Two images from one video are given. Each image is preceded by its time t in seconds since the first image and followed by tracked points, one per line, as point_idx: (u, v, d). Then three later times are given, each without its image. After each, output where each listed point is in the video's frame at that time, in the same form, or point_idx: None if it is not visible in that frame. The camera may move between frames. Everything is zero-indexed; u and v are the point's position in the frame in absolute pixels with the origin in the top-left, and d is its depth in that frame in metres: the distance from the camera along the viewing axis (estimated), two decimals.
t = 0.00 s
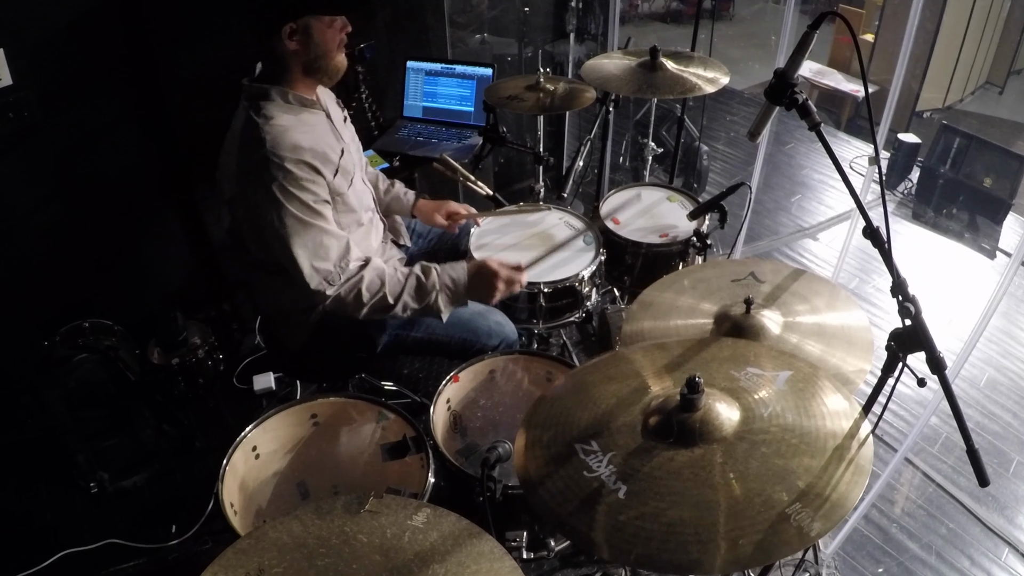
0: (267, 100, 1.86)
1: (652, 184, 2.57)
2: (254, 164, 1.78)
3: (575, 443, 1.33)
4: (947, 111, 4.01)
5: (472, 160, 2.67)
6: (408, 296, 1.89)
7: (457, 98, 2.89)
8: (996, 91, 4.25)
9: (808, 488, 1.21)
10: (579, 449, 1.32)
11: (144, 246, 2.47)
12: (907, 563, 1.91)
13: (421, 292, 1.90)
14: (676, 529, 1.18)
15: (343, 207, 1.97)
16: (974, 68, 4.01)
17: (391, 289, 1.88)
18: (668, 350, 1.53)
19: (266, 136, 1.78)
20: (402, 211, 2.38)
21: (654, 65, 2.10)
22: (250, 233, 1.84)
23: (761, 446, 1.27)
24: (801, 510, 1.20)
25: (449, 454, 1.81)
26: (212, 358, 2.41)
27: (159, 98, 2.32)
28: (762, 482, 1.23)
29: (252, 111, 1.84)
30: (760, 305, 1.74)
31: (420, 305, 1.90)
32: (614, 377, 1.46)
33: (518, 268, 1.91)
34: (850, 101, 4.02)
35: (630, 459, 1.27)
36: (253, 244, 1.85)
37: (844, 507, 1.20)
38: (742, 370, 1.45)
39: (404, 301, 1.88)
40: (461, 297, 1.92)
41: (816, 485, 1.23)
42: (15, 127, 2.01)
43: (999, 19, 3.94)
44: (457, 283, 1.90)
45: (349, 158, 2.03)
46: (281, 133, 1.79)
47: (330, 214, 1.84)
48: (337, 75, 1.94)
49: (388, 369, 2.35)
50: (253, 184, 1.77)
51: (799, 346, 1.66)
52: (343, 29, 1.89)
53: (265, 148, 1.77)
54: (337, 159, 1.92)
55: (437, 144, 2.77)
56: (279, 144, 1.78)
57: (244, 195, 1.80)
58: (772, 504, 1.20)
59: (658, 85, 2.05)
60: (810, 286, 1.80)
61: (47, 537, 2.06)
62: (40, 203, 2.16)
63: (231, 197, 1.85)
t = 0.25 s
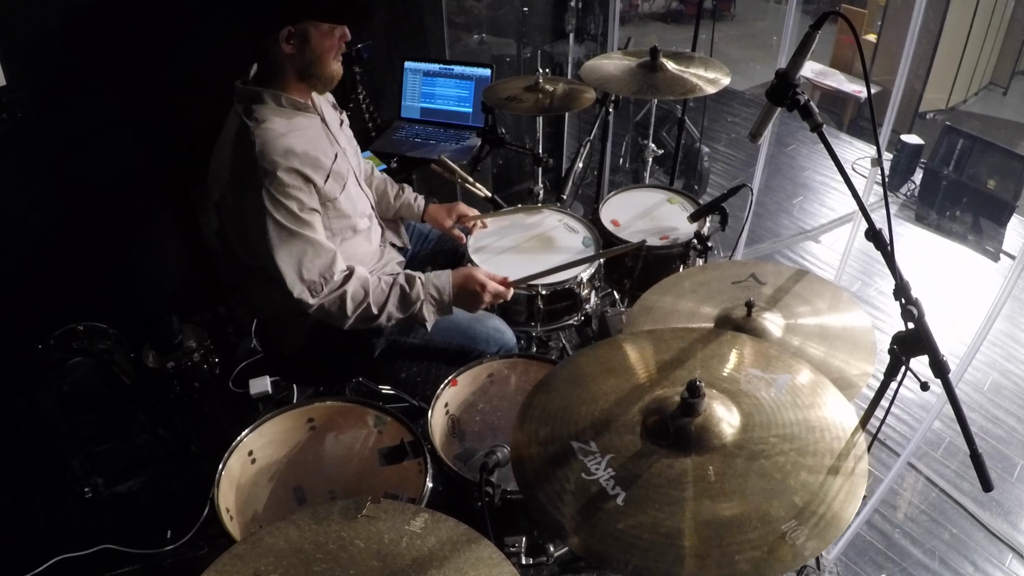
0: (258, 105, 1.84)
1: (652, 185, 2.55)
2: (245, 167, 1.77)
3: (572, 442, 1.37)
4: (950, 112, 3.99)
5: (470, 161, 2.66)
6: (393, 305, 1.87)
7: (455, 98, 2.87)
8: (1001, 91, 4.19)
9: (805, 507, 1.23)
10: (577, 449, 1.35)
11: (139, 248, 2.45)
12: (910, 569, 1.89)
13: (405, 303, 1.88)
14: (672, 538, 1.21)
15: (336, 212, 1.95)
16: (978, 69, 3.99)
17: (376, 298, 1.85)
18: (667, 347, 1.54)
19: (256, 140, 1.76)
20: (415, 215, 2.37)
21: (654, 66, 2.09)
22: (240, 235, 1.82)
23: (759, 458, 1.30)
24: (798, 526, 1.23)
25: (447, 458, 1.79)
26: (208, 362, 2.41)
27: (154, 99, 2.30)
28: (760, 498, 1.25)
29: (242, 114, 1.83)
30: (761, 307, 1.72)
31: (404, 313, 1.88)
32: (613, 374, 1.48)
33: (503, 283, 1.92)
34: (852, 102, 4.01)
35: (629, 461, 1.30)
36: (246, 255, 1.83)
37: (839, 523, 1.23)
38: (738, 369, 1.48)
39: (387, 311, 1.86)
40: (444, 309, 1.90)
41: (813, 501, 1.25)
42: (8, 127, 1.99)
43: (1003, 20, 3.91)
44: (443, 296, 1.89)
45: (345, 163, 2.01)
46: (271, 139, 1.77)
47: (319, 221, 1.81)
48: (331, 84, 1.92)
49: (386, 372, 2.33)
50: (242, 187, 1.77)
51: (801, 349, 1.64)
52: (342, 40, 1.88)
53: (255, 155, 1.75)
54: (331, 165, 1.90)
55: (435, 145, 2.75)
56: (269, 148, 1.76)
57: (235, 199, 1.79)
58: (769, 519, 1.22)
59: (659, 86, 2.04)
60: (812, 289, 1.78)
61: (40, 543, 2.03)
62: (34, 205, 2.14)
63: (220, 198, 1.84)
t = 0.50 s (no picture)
0: (252, 115, 1.81)
1: (652, 188, 2.52)
2: (238, 180, 1.74)
3: (572, 450, 1.35)
4: (955, 113, 3.98)
5: (468, 163, 2.64)
6: (387, 316, 1.83)
7: (452, 99, 2.84)
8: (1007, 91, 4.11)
9: (810, 508, 1.22)
10: (577, 457, 1.34)
11: (134, 251, 2.42)
12: None
13: (399, 312, 1.84)
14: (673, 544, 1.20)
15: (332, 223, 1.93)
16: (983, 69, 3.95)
17: (370, 310, 1.82)
18: (669, 355, 1.54)
19: (249, 155, 1.74)
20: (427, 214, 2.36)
21: (654, 67, 2.07)
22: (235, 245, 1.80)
23: (762, 461, 1.29)
24: (803, 529, 1.22)
25: (445, 464, 1.76)
26: (203, 366, 2.38)
27: (148, 100, 2.28)
28: (762, 503, 1.23)
29: (236, 126, 1.80)
30: (763, 311, 1.70)
31: (400, 323, 1.84)
32: (613, 380, 1.47)
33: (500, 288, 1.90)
34: (855, 103, 3.99)
35: (629, 468, 1.29)
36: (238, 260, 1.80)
37: (846, 526, 1.23)
38: (740, 375, 1.47)
39: (382, 323, 1.82)
40: (441, 317, 1.86)
41: (816, 504, 1.24)
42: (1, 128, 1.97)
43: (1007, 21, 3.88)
44: (438, 304, 1.85)
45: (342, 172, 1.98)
46: (265, 152, 1.75)
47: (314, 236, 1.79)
48: (327, 94, 1.89)
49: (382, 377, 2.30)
50: (236, 199, 1.75)
51: (803, 354, 1.62)
52: (340, 51, 1.85)
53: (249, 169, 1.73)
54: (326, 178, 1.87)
55: (432, 147, 2.73)
56: (263, 162, 1.74)
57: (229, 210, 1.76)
58: (773, 523, 1.21)
59: (659, 87, 2.02)
60: (814, 292, 1.76)
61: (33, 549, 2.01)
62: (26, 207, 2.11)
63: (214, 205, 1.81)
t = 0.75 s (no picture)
0: (230, 135, 1.78)
1: (653, 191, 2.49)
2: (220, 200, 1.73)
3: (572, 458, 1.33)
4: (960, 114, 3.98)
5: (465, 166, 2.61)
6: (385, 337, 1.81)
7: (450, 101, 2.83)
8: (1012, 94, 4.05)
9: (814, 512, 1.19)
10: (577, 465, 1.31)
11: (126, 255, 2.39)
12: None
13: (397, 333, 1.82)
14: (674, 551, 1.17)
15: (322, 236, 1.91)
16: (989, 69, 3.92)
17: (367, 331, 1.80)
18: (671, 364, 1.51)
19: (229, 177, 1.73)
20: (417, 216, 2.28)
21: (654, 68, 2.05)
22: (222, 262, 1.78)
23: (765, 467, 1.27)
24: (808, 533, 1.19)
25: (442, 471, 1.73)
26: (196, 372, 2.36)
27: (139, 102, 2.25)
28: (766, 507, 1.21)
29: (216, 147, 1.78)
30: (765, 317, 1.68)
31: (397, 345, 1.82)
32: (612, 392, 1.44)
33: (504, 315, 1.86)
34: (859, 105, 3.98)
35: (629, 473, 1.27)
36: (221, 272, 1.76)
37: (850, 530, 1.19)
38: (749, 386, 1.44)
39: (380, 344, 1.81)
40: (439, 339, 1.84)
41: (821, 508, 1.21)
42: None
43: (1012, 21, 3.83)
44: (437, 326, 1.82)
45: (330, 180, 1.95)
46: (246, 171, 1.74)
47: (301, 254, 1.77)
48: (308, 104, 1.83)
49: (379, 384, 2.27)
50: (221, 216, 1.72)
51: (806, 360, 1.59)
52: (318, 60, 1.77)
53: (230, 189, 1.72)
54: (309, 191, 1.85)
55: (429, 149, 2.70)
56: (243, 182, 1.72)
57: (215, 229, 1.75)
58: (777, 526, 1.19)
59: (660, 89, 1.99)
60: (818, 297, 1.73)
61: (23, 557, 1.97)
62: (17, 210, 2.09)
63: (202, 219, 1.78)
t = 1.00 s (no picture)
0: (221, 140, 1.75)
1: (653, 194, 2.46)
2: (211, 206, 1.70)
3: (570, 464, 1.31)
4: (966, 116, 3.87)
5: (463, 168, 2.58)
6: (383, 348, 1.77)
7: (446, 103, 2.80)
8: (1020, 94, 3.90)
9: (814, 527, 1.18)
10: (574, 471, 1.31)
11: (118, 259, 2.36)
12: None
13: (394, 345, 1.78)
14: (674, 565, 1.16)
15: (318, 241, 1.87)
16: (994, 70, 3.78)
17: (364, 341, 1.76)
18: (670, 367, 1.49)
19: (219, 183, 1.69)
20: (410, 232, 2.24)
21: (655, 69, 2.02)
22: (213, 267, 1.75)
23: (765, 478, 1.26)
24: (809, 547, 1.18)
25: (439, 480, 1.70)
26: (188, 379, 2.29)
27: (131, 104, 2.22)
28: (767, 519, 1.21)
29: (206, 151, 1.75)
30: (767, 322, 1.65)
31: (394, 357, 1.78)
32: (611, 394, 1.43)
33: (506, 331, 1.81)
34: (864, 107, 3.86)
35: (628, 482, 1.26)
36: (214, 277, 1.73)
37: (852, 545, 1.18)
38: (742, 388, 1.44)
39: (376, 355, 1.77)
40: (436, 354, 1.80)
41: (823, 522, 1.20)
42: None
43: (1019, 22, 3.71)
44: (436, 339, 1.78)
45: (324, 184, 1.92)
46: (236, 175, 1.70)
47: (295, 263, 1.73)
48: (298, 109, 1.80)
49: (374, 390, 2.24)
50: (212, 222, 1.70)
51: (809, 366, 1.56)
52: (305, 65, 1.74)
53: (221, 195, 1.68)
54: (304, 196, 1.82)
55: (426, 151, 2.67)
56: (234, 188, 1.69)
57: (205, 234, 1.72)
58: (778, 541, 1.18)
59: (660, 90, 1.97)
60: (821, 302, 1.70)
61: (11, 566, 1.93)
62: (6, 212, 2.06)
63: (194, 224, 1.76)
